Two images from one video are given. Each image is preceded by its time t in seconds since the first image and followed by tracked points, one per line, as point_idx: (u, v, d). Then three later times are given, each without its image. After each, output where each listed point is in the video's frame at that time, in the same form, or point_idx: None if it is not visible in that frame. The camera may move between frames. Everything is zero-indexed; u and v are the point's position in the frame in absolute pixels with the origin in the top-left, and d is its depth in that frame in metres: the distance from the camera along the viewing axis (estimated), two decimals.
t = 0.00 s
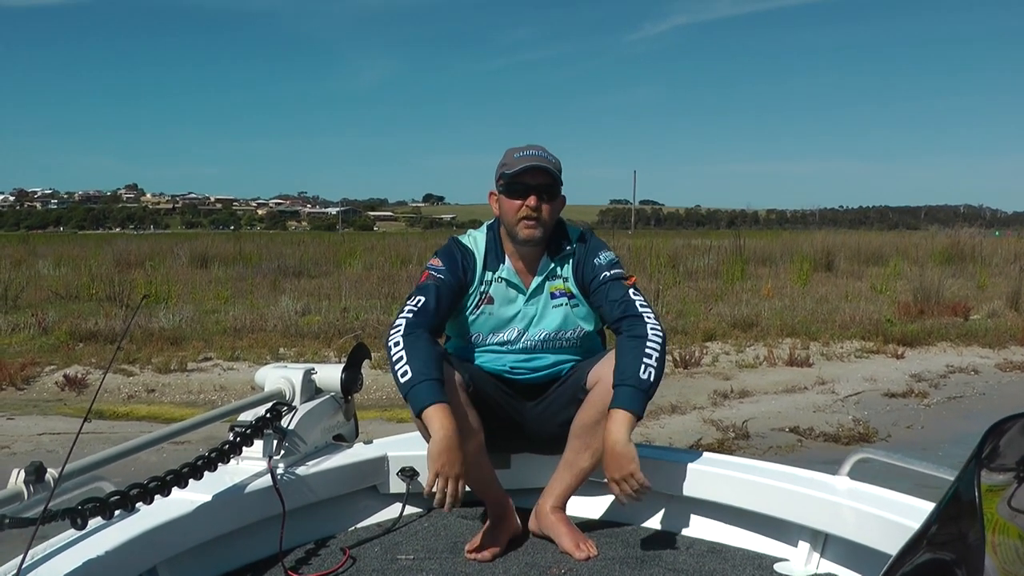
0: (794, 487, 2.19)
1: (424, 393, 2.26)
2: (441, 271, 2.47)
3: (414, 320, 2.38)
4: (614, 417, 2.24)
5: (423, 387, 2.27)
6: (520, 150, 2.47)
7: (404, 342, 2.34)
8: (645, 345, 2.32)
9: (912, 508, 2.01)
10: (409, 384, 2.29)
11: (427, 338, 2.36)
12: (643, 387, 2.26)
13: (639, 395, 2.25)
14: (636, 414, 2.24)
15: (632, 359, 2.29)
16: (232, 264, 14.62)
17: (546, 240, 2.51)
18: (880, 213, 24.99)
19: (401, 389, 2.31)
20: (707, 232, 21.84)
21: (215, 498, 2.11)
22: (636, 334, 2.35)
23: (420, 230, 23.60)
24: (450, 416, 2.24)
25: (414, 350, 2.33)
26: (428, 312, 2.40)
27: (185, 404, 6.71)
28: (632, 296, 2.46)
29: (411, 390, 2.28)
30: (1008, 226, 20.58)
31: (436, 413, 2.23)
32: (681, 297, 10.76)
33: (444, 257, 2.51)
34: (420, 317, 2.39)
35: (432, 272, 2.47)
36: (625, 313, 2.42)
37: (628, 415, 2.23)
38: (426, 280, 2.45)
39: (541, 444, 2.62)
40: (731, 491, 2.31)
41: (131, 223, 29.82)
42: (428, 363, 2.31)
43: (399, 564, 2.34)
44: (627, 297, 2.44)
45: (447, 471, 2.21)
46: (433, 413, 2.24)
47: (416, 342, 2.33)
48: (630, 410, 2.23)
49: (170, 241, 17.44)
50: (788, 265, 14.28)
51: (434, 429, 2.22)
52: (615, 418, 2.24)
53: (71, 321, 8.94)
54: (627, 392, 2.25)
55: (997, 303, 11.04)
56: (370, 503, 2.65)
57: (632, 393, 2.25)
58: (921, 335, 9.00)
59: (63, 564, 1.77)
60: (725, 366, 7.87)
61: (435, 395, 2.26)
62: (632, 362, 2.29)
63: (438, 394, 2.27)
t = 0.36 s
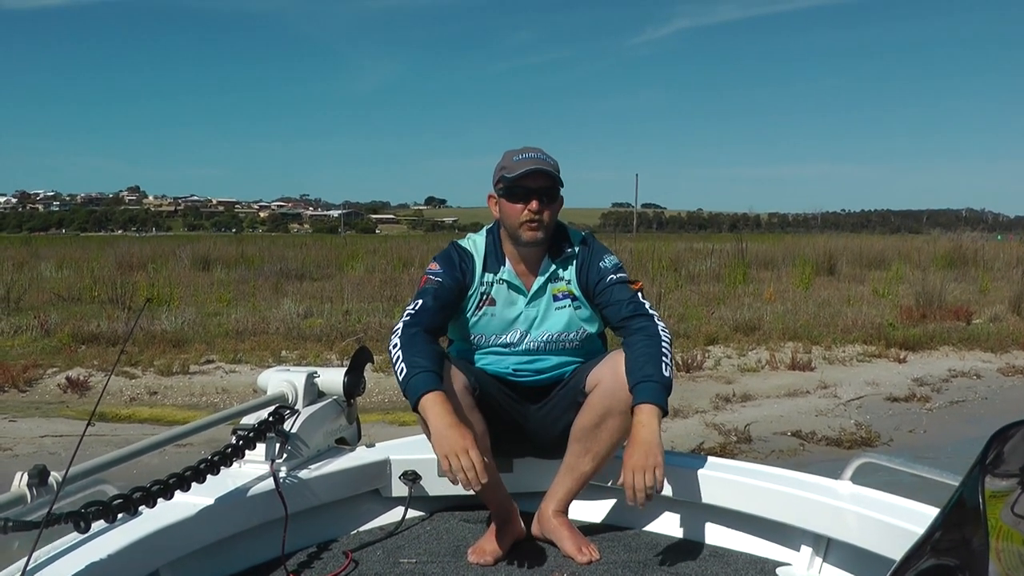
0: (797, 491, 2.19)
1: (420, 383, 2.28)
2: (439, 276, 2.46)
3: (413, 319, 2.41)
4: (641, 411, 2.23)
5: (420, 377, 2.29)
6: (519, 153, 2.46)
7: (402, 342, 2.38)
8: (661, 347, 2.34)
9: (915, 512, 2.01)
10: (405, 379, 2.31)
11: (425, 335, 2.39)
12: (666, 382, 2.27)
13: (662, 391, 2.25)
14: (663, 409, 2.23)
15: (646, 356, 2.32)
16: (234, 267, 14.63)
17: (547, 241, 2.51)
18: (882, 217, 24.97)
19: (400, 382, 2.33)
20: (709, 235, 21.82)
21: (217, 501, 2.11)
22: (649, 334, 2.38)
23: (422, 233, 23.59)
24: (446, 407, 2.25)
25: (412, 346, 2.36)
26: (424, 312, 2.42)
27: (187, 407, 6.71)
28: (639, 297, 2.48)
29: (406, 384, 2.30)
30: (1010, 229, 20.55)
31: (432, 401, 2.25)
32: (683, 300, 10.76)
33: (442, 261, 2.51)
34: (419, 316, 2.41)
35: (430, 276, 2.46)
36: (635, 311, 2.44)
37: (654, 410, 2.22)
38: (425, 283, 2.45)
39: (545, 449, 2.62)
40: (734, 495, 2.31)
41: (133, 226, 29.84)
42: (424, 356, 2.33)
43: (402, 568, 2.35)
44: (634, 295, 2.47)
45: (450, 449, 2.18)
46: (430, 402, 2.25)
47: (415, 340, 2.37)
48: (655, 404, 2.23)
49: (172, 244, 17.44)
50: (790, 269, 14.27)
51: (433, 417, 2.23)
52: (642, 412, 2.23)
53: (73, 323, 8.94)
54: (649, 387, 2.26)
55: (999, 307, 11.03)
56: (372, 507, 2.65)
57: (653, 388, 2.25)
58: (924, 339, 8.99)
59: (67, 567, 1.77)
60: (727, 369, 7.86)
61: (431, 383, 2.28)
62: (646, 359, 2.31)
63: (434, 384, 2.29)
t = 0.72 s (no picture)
0: (796, 493, 2.19)
1: (439, 373, 2.25)
2: (440, 269, 2.47)
3: (422, 312, 2.38)
4: (625, 386, 2.26)
5: (439, 367, 2.26)
6: (512, 151, 2.47)
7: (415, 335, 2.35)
8: (649, 334, 2.37)
9: (914, 514, 2.01)
10: (424, 370, 2.28)
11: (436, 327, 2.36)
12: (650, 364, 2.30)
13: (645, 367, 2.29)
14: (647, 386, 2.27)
15: (636, 341, 2.34)
16: (233, 266, 14.62)
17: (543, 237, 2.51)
18: (882, 220, 25.00)
19: (417, 375, 2.30)
20: (709, 238, 21.83)
21: (216, 500, 2.11)
22: (640, 324, 2.39)
23: (422, 233, 23.55)
24: (468, 394, 2.23)
25: (426, 339, 2.33)
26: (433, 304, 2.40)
27: (186, 406, 6.70)
28: (633, 291, 2.49)
29: (427, 375, 2.27)
30: (1009, 234, 20.57)
31: (454, 390, 2.23)
32: (682, 302, 10.77)
33: (442, 256, 2.52)
34: (427, 309, 2.38)
35: (432, 270, 2.47)
36: (628, 302, 2.45)
37: (639, 385, 2.25)
38: (428, 277, 2.45)
39: (543, 447, 2.63)
40: (733, 497, 2.31)
41: (132, 224, 29.85)
42: (441, 347, 2.31)
43: (401, 567, 2.34)
44: (628, 287, 2.49)
45: (480, 436, 2.15)
46: (451, 391, 2.23)
47: (427, 332, 2.34)
48: (640, 379, 2.26)
49: (172, 243, 17.43)
50: (789, 271, 14.28)
51: (456, 407, 2.20)
52: (626, 386, 2.25)
53: (72, 322, 8.93)
54: (636, 365, 2.29)
55: (998, 311, 11.04)
56: (371, 506, 2.65)
57: (640, 365, 2.28)
58: (922, 342, 9.00)
59: (66, 565, 1.77)
60: (726, 371, 7.87)
61: (451, 373, 2.25)
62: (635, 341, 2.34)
63: (453, 373, 2.27)
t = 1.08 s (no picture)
0: (797, 489, 2.19)
1: (435, 372, 2.25)
2: (440, 269, 2.47)
3: (421, 311, 2.38)
4: (603, 383, 2.26)
5: (434, 366, 2.27)
6: (505, 152, 2.46)
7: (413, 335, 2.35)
8: (638, 330, 2.36)
9: (915, 510, 2.01)
10: (420, 369, 2.28)
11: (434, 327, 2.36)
12: (630, 360, 2.29)
13: (628, 364, 2.28)
14: (626, 382, 2.26)
15: (624, 337, 2.34)
16: (233, 267, 14.62)
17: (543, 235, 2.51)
18: (882, 217, 24.99)
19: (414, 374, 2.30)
20: (709, 235, 21.83)
21: (217, 502, 2.11)
22: (630, 320, 2.38)
23: (422, 233, 23.54)
24: (462, 391, 2.22)
25: (423, 339, 2.33)
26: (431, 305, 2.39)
27: (187, 407, 6.70)
28: (629, 288, 2.48)
29: (422, 374, 2.27)
30: (1010, 230, 20.56)
31: (449, 391, 2.22)
32: (682, 301, 10.77)
33: (442, 255, 2.52)
34: (426, 309, 2.38)
35: (432, 270, 2.47)
36: (621, 299, 2.44)
37: (618, 381, 2.25)
38: (427, 277, 2.45)
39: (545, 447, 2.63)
40: (735, 494, 2.31)
41: (133, 226, 29.84)
42: (436, 347, 2.31)
43: (402, 567, 2.35)
44: (624, 286, 2.47)
45: (473, 432, 2.14)
46: (445, 391, 2.22)
47: (425, 332, 2.34)
48: (620, 376, 2.25)
49: (172, 244, 17.42)
50: (789, 269, 14.28)
51: (450, 405, 2.20)
52: (606, 383, 2.25)
53: (73, 324, 8.93)
54: (618, 361, 2.29)
55: (999, 307, 11.04)
56: (371, 506, 2.65)
57: (622, 361, 2.28)
58: (923, 339, 9.00)
59: (67, 567, 1.77)
60: (727, 369, 7.87)
61: (445, 371, 2.26)
62: (621, 336, 2.34)
63: (449, 372, 2.26)
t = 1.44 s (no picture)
0: (797, 488, 2.18)
1: (433, 364, 2.25)
2: (436, 271, 2.47)
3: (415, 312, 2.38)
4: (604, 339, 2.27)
5: (434, 357, 2.26)
6: (501, 150, 2.47)
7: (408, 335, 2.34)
8: (646, 317, 2.37)
9: (916, 508, 2.01)
10: (419, 364, 2.28)
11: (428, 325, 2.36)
12: (634, 331, 2.30)
13: (629, 326, 2.31)
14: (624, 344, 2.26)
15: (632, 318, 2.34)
16: (234, 269, 14.63)
17: (539, 235, 2.51)
18: (883, 217, 24.98)
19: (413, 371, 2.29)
20: (710, 235, 21.81)
21: (218, 503, 2.11)
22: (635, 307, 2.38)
23: (422, 235, 23.54)
24: (465, 379, 2.22)
25: (420, 338, 2.32)
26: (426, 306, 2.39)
27: (188, 409, 6.70)
28: (635, 285, 2.48)
29: (422, 367, 2.27)
30: (1010, 229, 20.54)
31: (453, 378, 2.21)
32: (683, 301, 10.77)
33: (438, 256, 2.52)
34: (421, 309, 2.39)
35: (428, 272, 2.47)
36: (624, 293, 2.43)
37: (617, 342, 2.26)
38: (424, 278, 2.46)
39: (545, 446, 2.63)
40: (736, 493, 2.30)
41: (134, 227, 29.88)
42: (434, 342, 2.31)
43: (403, 567, 2.34)
44: (629, 281, 2.46)
45: (485, 407, 2.11)
46: (449, 378, 2.21)
47: (419, 330, 2.34)
48: (620, 337, 2.27)
49: (173, 246, 17.43)
50: (790, 269, 14.28)
51: (456, 392, 2.18)
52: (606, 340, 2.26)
53: (74, 326, 8.94)
54: (623, 328, 2.30)
55: (999, 306, 11.03)
56: (372, 507, 2.65)
57: (627, 329, 2.30)
58: (924, 338, 9.00)
59: (68, 568, 1.77)
60: (728, 369, 7.86)
61: (445, 361, 2.25)
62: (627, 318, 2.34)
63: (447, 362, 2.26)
